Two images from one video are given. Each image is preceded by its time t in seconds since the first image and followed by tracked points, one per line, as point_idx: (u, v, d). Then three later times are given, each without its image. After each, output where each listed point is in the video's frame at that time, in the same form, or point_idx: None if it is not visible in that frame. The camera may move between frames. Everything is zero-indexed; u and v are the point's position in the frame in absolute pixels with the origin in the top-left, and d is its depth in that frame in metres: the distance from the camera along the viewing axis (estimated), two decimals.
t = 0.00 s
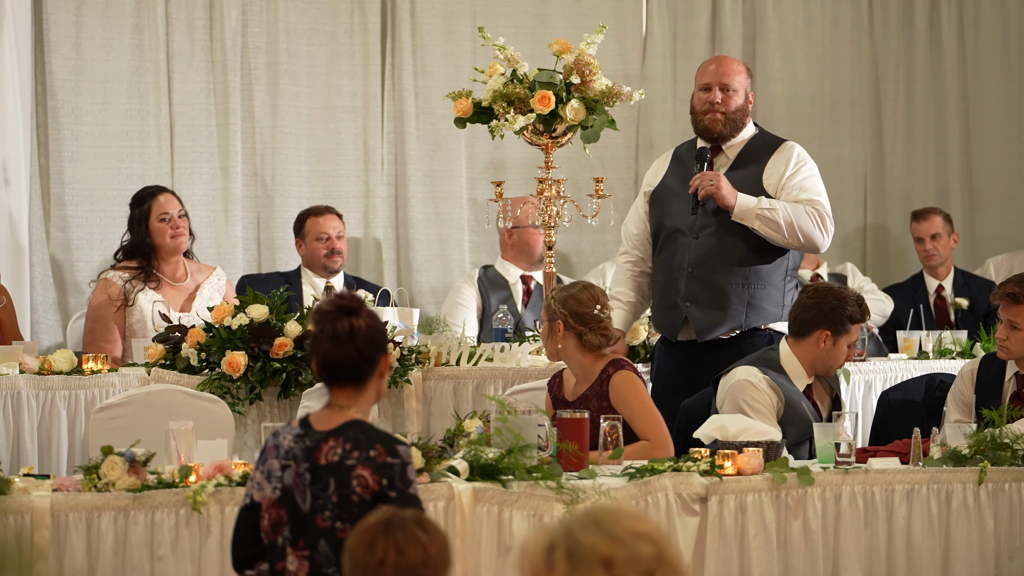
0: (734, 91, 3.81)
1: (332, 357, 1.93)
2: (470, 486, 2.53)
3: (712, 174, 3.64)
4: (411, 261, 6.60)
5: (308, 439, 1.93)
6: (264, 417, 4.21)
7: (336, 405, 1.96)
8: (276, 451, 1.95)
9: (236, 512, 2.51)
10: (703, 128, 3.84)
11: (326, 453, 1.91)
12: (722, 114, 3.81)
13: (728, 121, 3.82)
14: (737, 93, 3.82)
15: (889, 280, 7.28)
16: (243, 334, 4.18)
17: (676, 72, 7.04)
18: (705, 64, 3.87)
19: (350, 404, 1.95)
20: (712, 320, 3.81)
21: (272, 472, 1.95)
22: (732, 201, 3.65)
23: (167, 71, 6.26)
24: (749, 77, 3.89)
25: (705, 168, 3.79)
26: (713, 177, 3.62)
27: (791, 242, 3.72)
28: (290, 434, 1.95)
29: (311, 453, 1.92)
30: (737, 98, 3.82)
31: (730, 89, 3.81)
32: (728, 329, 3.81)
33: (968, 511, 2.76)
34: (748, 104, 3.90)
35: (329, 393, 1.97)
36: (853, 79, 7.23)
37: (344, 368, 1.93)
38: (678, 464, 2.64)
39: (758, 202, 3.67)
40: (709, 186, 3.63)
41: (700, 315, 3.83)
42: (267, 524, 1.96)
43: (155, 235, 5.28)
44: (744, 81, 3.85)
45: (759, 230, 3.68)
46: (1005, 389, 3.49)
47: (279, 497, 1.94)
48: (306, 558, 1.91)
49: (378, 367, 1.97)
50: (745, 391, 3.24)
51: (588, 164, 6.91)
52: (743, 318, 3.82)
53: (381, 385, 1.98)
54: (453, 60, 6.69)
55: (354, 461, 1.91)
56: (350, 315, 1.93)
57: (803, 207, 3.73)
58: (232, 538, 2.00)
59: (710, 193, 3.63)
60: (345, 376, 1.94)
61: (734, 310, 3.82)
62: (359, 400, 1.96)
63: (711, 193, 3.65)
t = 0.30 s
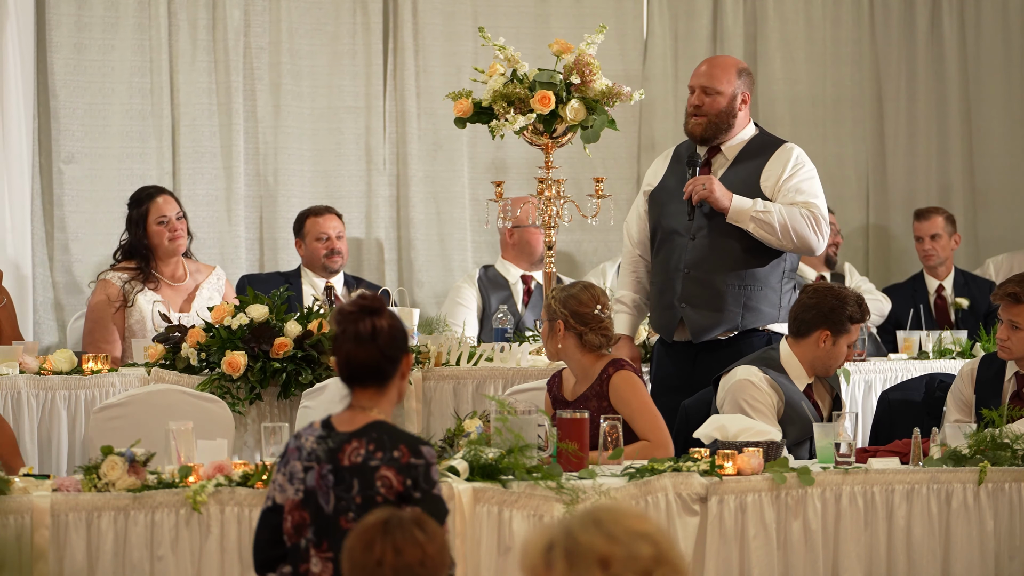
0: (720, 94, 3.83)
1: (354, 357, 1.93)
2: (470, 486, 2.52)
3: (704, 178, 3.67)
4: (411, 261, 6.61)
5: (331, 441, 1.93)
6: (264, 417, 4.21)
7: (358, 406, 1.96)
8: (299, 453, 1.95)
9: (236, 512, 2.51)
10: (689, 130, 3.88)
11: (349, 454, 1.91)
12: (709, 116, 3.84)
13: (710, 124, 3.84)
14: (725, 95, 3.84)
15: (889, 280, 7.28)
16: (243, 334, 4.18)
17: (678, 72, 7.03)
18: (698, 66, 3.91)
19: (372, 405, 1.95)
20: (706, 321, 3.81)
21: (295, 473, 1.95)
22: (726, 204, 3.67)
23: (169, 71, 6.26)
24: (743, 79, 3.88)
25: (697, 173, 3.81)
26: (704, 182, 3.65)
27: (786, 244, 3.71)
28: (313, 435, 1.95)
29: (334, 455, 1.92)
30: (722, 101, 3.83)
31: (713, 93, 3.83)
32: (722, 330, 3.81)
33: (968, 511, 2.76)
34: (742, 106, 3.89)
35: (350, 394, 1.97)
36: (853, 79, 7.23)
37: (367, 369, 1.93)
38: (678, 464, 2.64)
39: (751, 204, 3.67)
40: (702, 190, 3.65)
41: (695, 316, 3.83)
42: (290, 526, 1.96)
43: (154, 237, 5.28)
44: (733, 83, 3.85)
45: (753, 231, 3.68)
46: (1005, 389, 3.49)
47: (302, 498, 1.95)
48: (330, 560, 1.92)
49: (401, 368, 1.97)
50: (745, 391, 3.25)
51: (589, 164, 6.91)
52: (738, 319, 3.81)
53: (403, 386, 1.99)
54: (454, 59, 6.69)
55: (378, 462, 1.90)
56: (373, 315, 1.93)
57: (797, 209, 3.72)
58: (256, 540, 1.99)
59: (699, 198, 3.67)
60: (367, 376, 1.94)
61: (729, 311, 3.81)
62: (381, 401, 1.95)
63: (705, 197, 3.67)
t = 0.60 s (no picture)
0: (705, 95, 3.86)
1: (372, 359, 1.93)
2: (470, 486, 2.51)
3: (693, 183, 3.70)
4: (411, 261, 6.61)
5: (350, 444, 1.93)
6: (264, 417, 4.21)
7: (376, 409, 1.96)
8: (318, 457, 1.96)
9: (236, 512, 2.51)
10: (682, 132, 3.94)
11: (368, 457, 1.91)
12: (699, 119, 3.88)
13: (700, 126, 3.87)
14: (712, 96, 3.86)
15: (889, 280, 7.28)
16: (243, 334, 4.18)
17: (678, 72, 7.03)
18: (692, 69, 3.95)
19: (391, 408, 1.96)
20: (699, 323, 3.82)
21: (314, 477, 1.96)
22: (715, 207, 3.69)
23: (170, 71, 6.26)
24: (734, 79, 3.87)
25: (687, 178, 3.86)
26: (692, 188, 3.68)
27: (776, 247, 3.70)
28: (332, 438, 1.96)
29: (352, 458, 1.92)
30: (708, 103, 3.85)
31: (699, 95, 3.87)
32: (716, 331, 3.81)
33: (968, 512, 2.76)
34: (733, 106, 3.88)
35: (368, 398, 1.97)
36: (854, 79, 7.23)
37: (384, 371, 1.93)
38: (678, 464, 2.64)
39: (739, 208, 3.69)
40: (690, 196, 3.68)
41: (687, 318, 3.84)
42: (310, 531, 1.96)
43: (155, 238, 5.28)
44: (722, 84, 3.85)
45: (743, 234, 3.69)
46: (1005, 389, 3.49)
47: (322, 501, 1.95)
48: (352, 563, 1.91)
49: (417, 371, 1.97)
50: (746, 390, 3.25)
51: (589, 164, 6.91)
52: (733, 322, 3.80)
53: (420, 389, 1.99)
54: (454, 59, 6.68)
55: (396, 463, 1.90)
56: (389, 317, 1.93)
57: (785, 213, 3.69)
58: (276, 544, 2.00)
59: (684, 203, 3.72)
60: (385, 379, 1.94)
61: (723, 314, 3.80)
62: (399, 403, 1.96)
63: (694, 202, 3.71)
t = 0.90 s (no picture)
0: (696, 98, 3.85)
1: (381, 361, 1.93)
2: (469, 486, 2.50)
3: (681, 186, 3.78)
4: (410, 261, 6.60)
5: (359, 446, 1.93)
6: (264, 417, 4.21)
7: (386, 411, 1.96)
8: (327, 459, 1.95)
9: (236, 512, 2.51)
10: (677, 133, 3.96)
11: (378, 459, 1.91)
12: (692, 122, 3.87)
13: (694, 129, 3.88)
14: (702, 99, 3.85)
15: (889, 280, 7.29)
16: (243, 334, 4.18)
17: (676, 71, 7.03)
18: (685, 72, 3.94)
19: (401, 409, 1.95)
20: (689, 324, 3.82)
21: (324, 480, 1.95)
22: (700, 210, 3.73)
23: (168, 71, 6.25)
24: (726, 81, 3.85)
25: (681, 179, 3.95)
26: (676, 189, 3.77)
27: (762, 248, 3.70)
28: (342, 441, 1.95)
29: (362, 460, 1.92)
30: (699, 106, 3.85)
31: (690, 98, 3.87)
32: (706, 332, 3.80)
33: (968, 511, 2.76)
34: (725, 108, 3.86)
35: (378, 400, 1.97)
36: (853, 79, 7.23)
37: (393, 371, 1.93)
38: (678, 464, 2.64)
39: (724, 210, 3.70)
40: (675, 198, 3.77)
41: (679, 319, 3.86)
42: (321, 533, 1.96)
43: (156, 238, 5.27)
44: (711, 86, 3.84)
45: (728, 236, 3.70)
46: (1005, 389, 3.49)
47: (332, 504, 1.94)
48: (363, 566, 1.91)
49: (427, 371, 1.96)
50: (746, 390, 3.25)
51: (588, 164, 6.91)
52: (723, 322, 3.78)
53: (430, 390, 1.98)
54: (453, 59, 6.68)
55: (407, 465, 1.90)
56: (398, 318, 1.93)
57: (770, 214, 3.66)
58: (287, 548, 1.99)
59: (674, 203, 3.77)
60: (395, 381, 1.94)
61: (713, 314, 3.79)
62: (409, 405, 1.96)
63: (682, 204, 3.78)
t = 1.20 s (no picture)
0: (688, 100, 3.88)
1: (380, 361, 1.93)
2: (469, 485, 2.50)
3: (672, 188, 3.83)
4: (410, 261, 6.60)
5: (357, 446, 1.93)
6: (264, 417, 4.21)
7: (384, 410, 1.96)
8: (325, 458, 1.95)
9: (236, 512, 2.51)
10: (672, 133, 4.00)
11: (376, 458, 1.91)
12: (688, 123, 3.90)
13: (688, 130, 3.91)
14: (694, 101, 3.87)
15: (888, 280, 7.29)
16: (243, 334, 4.18)
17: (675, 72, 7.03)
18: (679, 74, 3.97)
19: (399, 409, 1.95)
20: (685, 325, 3.84)
21: (322, 479, 1.95)
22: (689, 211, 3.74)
23: (166, 71, 6.25)
24: (717, 82, 3.86)
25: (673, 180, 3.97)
26: (667, 192, 3.83)
27: (749, 247, 3.68)
28: (339, 440, 1.95)
29: (360, 460, 1.92)
30: (691, 108, 3.88)
31: (682, 100, 3.89)
32: (701, 332, 3.81)
33: (968, 511, 2.76)
34: (717, 108, 3.87)
35: (376, 400, 1.97)
36: (851, 79, 7.23)
37: (392, 371, 1.93)
38: (678, 464, 2.64)
39: (712, 209, 3.70)
40: (665, 201, 3.84)
41: (674, 320, 3.88)
42: (318, 532, 1.96)
43: (156, 239, 5.27)
44: (702, 88, 3.86)
45: (716, 235, 3.70)
46: (1005, 389, 3.49)
47: (329, 503, 1.95)
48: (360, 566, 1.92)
49: (425, 371, 1.96)
50: (746, 390, 3.25)
51: (587, 164, 6.91)
52: (717, 322, 3.78)
53: (428, 389, 1.98)
54: (451, 59, 6.69)
55: (405, 465, 1.90)
56: (397, 318, 1.93)
57: (757, 212, 3.64)
58: (284, 547, 2.00)
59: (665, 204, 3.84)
60: (394, 381, 1.94)
61: (707, 314, 3.80)
62: (408, 404, 1.95)
63: (674, 206, 3.82)
